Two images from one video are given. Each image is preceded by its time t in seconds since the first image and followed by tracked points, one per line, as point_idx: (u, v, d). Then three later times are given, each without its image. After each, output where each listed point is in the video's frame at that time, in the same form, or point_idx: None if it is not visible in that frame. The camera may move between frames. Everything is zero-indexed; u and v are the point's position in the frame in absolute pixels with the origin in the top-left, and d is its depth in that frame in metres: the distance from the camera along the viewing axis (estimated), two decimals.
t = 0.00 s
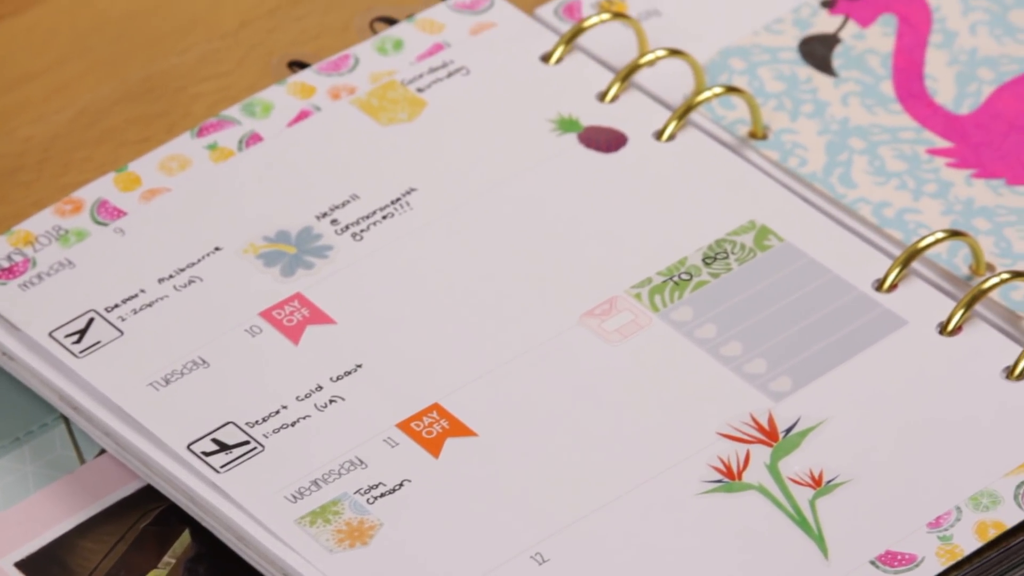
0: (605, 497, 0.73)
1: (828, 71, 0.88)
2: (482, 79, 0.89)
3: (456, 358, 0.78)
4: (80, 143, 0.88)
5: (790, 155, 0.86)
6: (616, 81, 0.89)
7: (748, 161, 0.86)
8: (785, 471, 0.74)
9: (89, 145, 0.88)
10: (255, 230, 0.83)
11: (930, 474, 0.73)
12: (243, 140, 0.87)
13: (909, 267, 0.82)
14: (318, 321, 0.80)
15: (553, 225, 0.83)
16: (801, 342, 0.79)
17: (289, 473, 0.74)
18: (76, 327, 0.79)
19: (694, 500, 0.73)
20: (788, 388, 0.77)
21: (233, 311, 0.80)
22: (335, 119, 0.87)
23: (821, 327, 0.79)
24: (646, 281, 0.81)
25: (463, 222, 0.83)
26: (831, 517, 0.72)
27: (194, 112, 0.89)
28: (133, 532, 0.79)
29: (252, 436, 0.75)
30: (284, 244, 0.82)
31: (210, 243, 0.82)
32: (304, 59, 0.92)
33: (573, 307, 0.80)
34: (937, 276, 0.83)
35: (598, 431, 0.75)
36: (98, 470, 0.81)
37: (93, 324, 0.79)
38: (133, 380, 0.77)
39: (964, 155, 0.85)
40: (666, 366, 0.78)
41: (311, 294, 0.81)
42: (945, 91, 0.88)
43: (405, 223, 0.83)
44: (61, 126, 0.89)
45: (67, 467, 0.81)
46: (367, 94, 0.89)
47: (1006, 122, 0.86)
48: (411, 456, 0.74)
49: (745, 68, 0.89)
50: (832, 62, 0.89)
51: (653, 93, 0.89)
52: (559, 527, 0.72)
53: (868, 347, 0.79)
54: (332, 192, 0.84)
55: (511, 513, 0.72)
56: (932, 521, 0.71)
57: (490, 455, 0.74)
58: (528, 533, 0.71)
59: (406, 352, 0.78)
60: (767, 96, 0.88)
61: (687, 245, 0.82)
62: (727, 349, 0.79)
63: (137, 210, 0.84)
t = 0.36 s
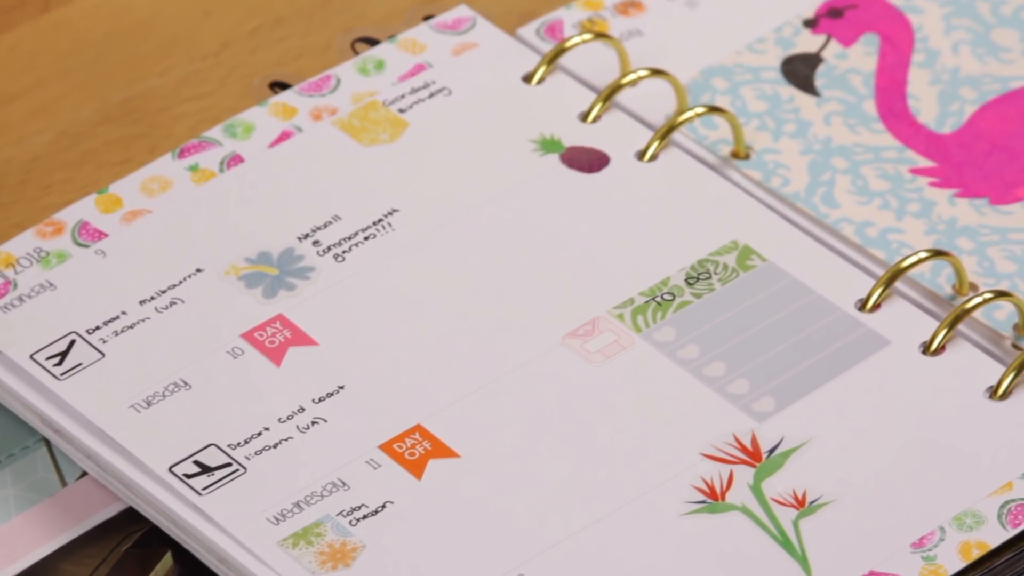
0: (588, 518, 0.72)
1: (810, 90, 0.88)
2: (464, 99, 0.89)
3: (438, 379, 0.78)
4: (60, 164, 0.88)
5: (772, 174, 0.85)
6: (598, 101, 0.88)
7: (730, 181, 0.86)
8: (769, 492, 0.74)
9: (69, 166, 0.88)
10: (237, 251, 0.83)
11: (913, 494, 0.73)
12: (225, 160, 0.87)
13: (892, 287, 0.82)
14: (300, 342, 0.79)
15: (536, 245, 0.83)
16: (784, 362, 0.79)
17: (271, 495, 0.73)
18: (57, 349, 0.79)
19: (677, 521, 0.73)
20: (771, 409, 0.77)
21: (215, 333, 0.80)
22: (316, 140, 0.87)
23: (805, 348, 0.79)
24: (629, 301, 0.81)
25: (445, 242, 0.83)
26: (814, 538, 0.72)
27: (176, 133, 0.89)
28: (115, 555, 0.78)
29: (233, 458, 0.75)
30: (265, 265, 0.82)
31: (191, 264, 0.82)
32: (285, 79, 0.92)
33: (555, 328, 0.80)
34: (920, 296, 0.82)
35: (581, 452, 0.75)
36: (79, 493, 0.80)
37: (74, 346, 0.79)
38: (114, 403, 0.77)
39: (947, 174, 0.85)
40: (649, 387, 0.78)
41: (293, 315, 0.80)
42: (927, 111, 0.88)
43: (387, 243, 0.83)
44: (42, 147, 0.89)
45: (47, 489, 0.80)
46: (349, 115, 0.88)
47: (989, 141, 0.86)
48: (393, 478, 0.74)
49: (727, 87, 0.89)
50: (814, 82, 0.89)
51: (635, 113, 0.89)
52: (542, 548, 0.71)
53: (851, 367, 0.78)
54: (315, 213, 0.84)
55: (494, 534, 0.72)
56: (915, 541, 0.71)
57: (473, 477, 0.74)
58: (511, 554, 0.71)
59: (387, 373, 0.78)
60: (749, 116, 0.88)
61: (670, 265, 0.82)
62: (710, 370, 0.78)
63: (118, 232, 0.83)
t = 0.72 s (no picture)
0: (572, 538, 0.72)
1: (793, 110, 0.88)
2: (447, 120, 0.89)
3: (422, 400, 0.78)
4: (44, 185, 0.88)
5: (755, 194, 0.86)
6: (582, 121, 0.88)
7: (714, 201, 0.86)
8: (752, 512, 0.74)
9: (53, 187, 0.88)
10: (221, 272, 0.83)
11: (896, 514, 0.73)
12: (208, 181, 0.87)
13: (876, 306, 0.82)
14: (284, 363, 0.79)
15: (519, 265, 0.83)
16: (768, 382, 0.79)
17: (255, 516, 0.73)
18: (40, 370, 0.79)
19: (661, 541, 0.72)
20: (755, 428, 0.77)
21: (198, 354, 0.80)
22: (300, 161, 0.87)
23: (789, 367, 0.79)
24: (613, 321, 0.81)
25: (428, 263, 0.83)
26: (797, 558, 0.72)
27: (159, 153, 0.89)
28: None
29: (217, 479, 0.75)
30: (249, 286, 0.82)
31: (175, 285, 0.82)
32: (268, 100, 0.92)
33: (538, 348, 0.80)
34: (904, 315, 0.82)
35: (564, 472, 0.75)
36: (63, 515, 0.80)
37: (58, 368, 0.79)
38: (97, 423, 0.77)
39: (930, 193, 0.85)
40: (633, 406, 0.78)
41: (276, 335, 0.80)
42: (910, 130, 0.88)
43: (370, 264, 0.83)
44: (26, 168, 0.89)
45: (31, 511, 0.80)
46: (332, 136, 0.88)
47: (972, 161, 0.86)
48: (377, 498, 0.74)
49: (710, 107, 0.89)
50: (797, 101, 0.89)
51: (619, 133, 0.89)
52: (526, 568, 0.71)
53: (835, 387, 0.78)
54: (298, 234, 0.84)
55: (478, 554, 0.72)
56: (899, 560, 0.71)
57: (456, 497, 0.74)
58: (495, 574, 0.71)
59: (371, 393, 0.78)
60: (733, 136, 0.88)
61: (654, 284, 0.82)
62: (694, 390, 0.78)
63: (102, 253, 0.84)
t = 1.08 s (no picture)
0: (555, 554, 0.72)
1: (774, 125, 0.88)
2: (429, 135, 0.89)
3: (403, 416, 0.78)
4: (26, 202, 0.88)
5: (737, 210, 0.86)
6: (563, 137, 0.88)
7: (695, 217, 0.86)
8: (734, 526, 0.74)
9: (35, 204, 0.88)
10: (202, 289, 0.83)
11: (877, 529, 0.73)
12: (190, 198, 0.87)
13: (857, 321, 0.82)
14: (265, 379, 0.79)
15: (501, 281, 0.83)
16: (749, 397, 0.79)
17: (238, 532, 0.73)
18: (22, 388, 0.79)
19: (643, 556, 0.72)
20: (736, 443, 0.77)
21: (179, 371, 0.80)
22: (281, 177, 0.87)
23: (770, 382, 0.79)
24: (594, 336, 0.81)
25: (409, 278, 0.83)
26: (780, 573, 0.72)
27: (141, 170, 0.89)
28: None
29: (199, 496, 0.75)
30: (230, 302, 0.82)
31: (156, 302, 0.82)
32: (250, 116, 0.92)
33: (519, 364, 0.80)
34: (884, 330, 0.83)
35: (546, 488, 0.75)
36: (45, 533, 0.80)
37: (39, 385, 0.79)
38: (78, 440, 0.77)
39: (911, 208, 0.85)
40: (614, 422, 0.78)
41: (258, 352, 0.80)
42: (891, 145, 0.88)
43: (351, 280, 0.83)
44: (8, 185, 0.89)
45: (12, 529, 0.80)
46: (313, 152, 0.88)
47: (953, 176, 0.86)
48: (359, 515, 0.74)
49: (691, 123, 0.89)
50: (778, 117, 0.89)
51: (601, 149, 0.89)
52: None
53: (816, 402, 0.79)
54: (280, 250, 0.84)
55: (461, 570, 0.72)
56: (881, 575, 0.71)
57: (438, 513, 0.74)
58: None
59: (352, 410, 0.78)
60: (714, 151, 0.88)
61: (635, 300, 0.82)
62: (676, 405, 0.78)
63: (83, 270, 0.83)
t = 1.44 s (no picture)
0: (538, 569, 0.72)
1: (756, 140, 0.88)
2: (410, 150, 0.89)
3: (385, 432, 0.77)
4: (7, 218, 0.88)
5: (718, 225, 0.86)
6: (544, 152, 0.88)
7: (677, 232, 0.86)
8: (717, 542, 0.74)
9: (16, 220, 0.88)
10: (184, 306, 0.83)
11: (859, 544, 0.73)
12: (171, 214, 0.87)
13: (839, 336, 0.82)
14: (247, 396, 0.79)
15: (483, 297, 0.83)
16: (731, 412, 0.79)
17: (220, 548, 0.73)
18: (3, 406, 0.78)
19: (625, 572, 0.72)
20: (719, 458, 0.77)
21: (160, 388, 0.79)
22: (263, 193, 0.87)
23: (752, 397, 0.79)
24: (576, 352, 0.81)
25: (391, 294, 0.83)
26: None
27: (123, 187, 0.89)
28: None
29: (181, 512, 0.74)
30: (212, 318, 0.82)
31: (138, 319, 0.82)
32: (231, 132, 0.92)
33: (501, 380, 0.80)
34: (866, 344, 0.82)
35: (529, 504, 0.75)
36: (28, 548, 0.78)
37: (21, 403, 0.79)
38: (60, 458, 0.76)
39: (893, 223, 0.85)
40: (597, 438, 0.77)
41: (239, 367, 0.80)
42: (872, 159, 0.88)
43: (333, 296, 0.83)
44: None
45: None
46: (295, 168, 0.88)
47: (934, 190, 0.86)
48: (341, 531, 0.74)
49: (673, 138, 0.89)
50: (760, 132, 0.89)
51: (582, 164, 0.89)
52: None
53: (798, 418, 0.78)
54: (262, 266, 0.84)
55: None
56: None
57: (421, 529, 0.74)
58: None
59: (333, 426, 0.78)
60: (695, 166, 0.88)
61: (617, 315, 0.82)
62: (658, 420, 0.78)
63: (64, 287, 0.83)
